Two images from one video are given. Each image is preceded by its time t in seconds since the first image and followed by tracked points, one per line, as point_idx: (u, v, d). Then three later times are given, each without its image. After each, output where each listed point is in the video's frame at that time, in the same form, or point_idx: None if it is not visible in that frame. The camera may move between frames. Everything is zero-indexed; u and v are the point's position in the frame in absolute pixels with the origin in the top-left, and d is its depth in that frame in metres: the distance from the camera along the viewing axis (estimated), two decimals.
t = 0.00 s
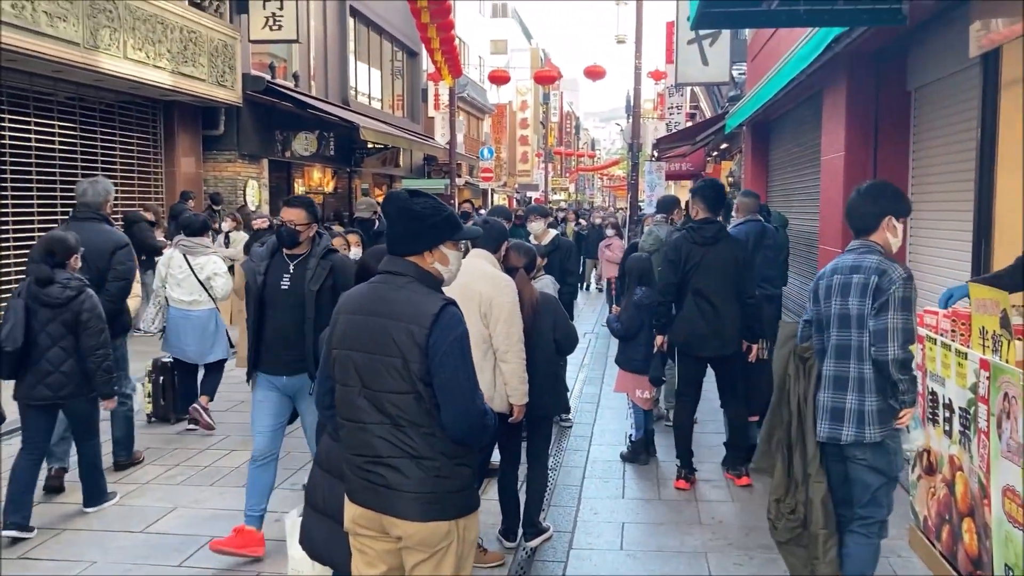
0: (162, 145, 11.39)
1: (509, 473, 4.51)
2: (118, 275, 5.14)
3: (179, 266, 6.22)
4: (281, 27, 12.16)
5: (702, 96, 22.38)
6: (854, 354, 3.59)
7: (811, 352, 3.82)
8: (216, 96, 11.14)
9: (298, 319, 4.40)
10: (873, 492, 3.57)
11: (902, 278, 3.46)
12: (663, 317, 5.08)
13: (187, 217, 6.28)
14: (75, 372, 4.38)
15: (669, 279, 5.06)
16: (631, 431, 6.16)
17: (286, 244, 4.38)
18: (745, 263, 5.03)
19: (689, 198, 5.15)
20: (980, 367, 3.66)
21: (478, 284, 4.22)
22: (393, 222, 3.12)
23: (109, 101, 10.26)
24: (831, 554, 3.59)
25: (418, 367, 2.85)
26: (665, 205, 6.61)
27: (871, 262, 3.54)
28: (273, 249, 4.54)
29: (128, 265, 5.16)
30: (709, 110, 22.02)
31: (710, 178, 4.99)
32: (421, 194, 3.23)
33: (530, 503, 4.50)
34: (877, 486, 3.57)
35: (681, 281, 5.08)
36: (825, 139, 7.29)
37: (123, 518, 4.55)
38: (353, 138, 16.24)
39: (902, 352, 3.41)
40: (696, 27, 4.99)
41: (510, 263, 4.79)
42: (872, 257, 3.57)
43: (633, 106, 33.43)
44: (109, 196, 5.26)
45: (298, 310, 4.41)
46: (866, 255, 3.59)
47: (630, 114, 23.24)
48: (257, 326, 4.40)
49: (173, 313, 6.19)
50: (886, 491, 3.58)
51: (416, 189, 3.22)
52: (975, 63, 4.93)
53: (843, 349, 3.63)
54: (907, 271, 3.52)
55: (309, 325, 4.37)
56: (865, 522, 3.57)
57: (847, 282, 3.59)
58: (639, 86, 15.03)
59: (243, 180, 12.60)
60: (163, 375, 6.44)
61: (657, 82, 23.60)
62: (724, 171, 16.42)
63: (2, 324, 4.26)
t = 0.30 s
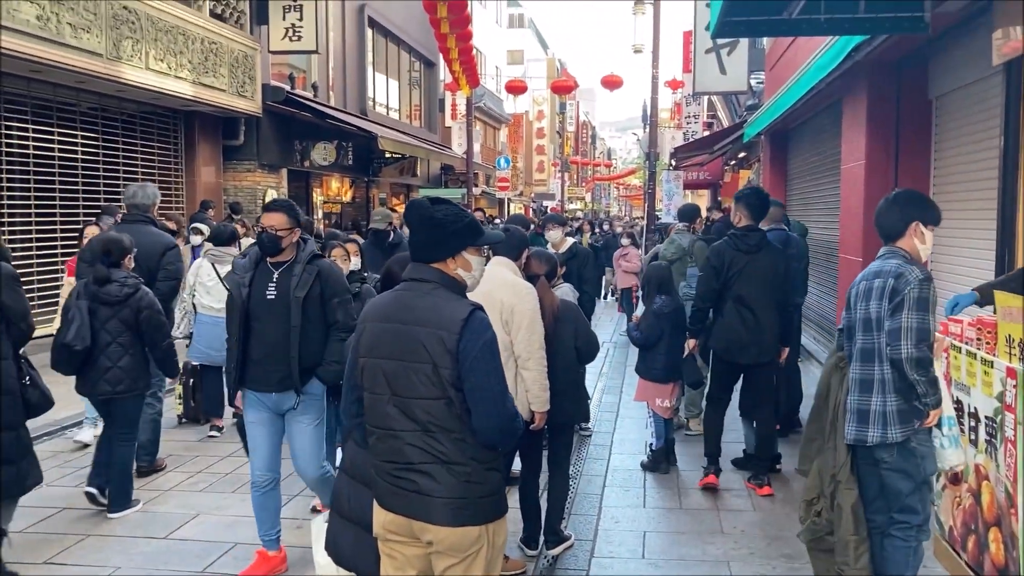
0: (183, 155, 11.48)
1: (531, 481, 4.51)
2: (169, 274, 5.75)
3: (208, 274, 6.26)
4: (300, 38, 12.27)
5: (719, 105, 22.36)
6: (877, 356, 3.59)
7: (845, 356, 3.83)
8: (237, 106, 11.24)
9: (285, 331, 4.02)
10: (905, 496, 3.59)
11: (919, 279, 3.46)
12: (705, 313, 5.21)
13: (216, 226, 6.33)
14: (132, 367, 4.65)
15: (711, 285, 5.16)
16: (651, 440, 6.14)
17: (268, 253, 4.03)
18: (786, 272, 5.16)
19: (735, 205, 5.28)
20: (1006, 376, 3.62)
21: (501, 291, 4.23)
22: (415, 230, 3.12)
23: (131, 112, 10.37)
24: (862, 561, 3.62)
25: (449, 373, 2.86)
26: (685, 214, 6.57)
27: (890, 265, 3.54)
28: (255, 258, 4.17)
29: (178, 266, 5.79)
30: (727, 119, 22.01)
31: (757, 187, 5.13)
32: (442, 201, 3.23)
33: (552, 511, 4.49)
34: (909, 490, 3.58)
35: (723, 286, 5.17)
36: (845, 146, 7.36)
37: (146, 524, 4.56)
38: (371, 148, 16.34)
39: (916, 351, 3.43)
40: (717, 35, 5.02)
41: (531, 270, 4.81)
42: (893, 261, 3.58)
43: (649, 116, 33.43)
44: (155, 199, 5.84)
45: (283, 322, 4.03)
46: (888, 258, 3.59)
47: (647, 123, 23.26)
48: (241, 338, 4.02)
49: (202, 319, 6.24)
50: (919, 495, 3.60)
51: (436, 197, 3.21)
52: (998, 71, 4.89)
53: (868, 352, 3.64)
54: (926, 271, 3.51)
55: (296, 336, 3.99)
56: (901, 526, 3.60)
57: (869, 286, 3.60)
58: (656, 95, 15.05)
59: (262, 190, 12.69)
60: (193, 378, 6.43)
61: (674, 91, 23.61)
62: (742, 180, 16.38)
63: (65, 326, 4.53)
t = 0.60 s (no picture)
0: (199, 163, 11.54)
1: (550, 487, 4.49)
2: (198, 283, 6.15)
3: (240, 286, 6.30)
4: (315, 47, 12.34)
5: (733, 111, 22.35)
6: (902, 365, 3.60)
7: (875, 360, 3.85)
8: (252, 114, 11.29)
9: (280, 345, 3.89)
10: (917, 504, 3.62)
11: (945, 290, 3.42)
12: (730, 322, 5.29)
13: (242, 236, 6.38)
14: (172, 369, 4.87)
15: (735, 291, 5.22)
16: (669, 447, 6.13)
17: (265, 265, 3.91)
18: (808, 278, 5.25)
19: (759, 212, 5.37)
20: None
21: (518, 297, 4.22)
22: (436, 238, 3.11)
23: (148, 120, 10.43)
24: (862, 560, 3.69)
25: (473, 379, 2.86)
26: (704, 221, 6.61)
27: (918, 274, 3.52)
28: (253, 269, 4.08)
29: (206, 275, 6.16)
30: (741, 125, 21.99)
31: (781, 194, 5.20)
32: (463, 207, 3.21)
33: (572, 517, 4.48)
34: (922, 498, 3.61)
35: (746, 293, 5.23)
36: (863, 152, 7.39)
37: (164, 530, 4.57)
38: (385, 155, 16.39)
39: (939, 364, 3.36)
40: (734, 42, 5.06)
41: (549, 277, 4.83)
42: (922, 269, 3.55)
43: (661, 122, 33.45)
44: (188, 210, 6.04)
45: (279, 335, 3.89)
46: (916, 265, 3.58)
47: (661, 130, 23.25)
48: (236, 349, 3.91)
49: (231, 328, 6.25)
50: (933, 505, 3.62)
51: (457, 204, 3.20)
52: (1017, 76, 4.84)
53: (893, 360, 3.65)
54: (954, 282, 3.47)
55: (291, 352, 3.85)
56: (916, 535, 3.61)
57: (896, 293, 3.59)
58: (669, 102, 15.07)
59: (277, 198, 12.75)
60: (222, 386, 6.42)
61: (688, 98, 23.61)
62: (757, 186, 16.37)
63: (111, 328, 4.76)
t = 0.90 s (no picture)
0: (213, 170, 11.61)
1: (566, 492, 4.49)
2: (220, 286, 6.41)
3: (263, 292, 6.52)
4: (327, 54, 12.40)
5: (744, 116, 22.34)
6: (921, 372, 3.58)
7: (888, 364, 3.84)
8: (265, 121, 11.35)
9: (279, 356, 3.67)
10: (938, 510, 3.60)
11: (967, 299, 3.42)
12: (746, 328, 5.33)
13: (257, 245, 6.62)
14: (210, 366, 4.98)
15: (750, 298, 5.23)
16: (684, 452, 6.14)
17: (271, 270, 3.73)
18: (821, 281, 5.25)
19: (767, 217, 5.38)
20: None
21: (534, 301, 4.23)
22: (454, 244, 3.07)
23: (161, 127, 10.49)
24: (872, 562, 3.73)
25: (491, 384, 2.85)
26: (717, 225, 6.68)
27: (939, 281, 3.50)
28: (259, 272, 3.87)
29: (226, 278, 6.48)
30: (753, 130, 21.99)
31: (780, 197, 5.19)
32: (479, 214, 3.18)
33: (588, 522, 4.47)
34: (944, 505, 3.59)
35: (761, 299, 5.24)
36: (876, 156, 7.42)
37: (181, 534, 4.59)
38: (397, 161, 16.47)
39: (965, 376, 3.38)
40: (748, 47, 5.10)
41: (565, 282, 4.85)
42: (944, 275, 3.53)
43: (671, 128, 33.45)
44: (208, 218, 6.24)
45: (278, 346, 3.68)
46: (938, 272, 3.56)
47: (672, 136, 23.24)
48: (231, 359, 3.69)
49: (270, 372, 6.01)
50: (954, 511, 3.60)
51: (471, 209, 3.17)
52: None
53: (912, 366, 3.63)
54: (976, 291, 3.46)
55: (289, 363, 3.63)
56: (936, 542, 3.60)
57: (916, 299, 3.57)
58: (680, 107, 15.09)
59: (289, 205, 12.81)
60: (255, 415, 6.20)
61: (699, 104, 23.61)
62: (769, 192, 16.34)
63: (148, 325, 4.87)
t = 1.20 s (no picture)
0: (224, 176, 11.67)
1: (578, 497, 4.47)
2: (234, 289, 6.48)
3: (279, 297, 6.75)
4: (337, 59, 12.45)
5: (755, 119, 22.24)
6: (937, 374, 3.55)
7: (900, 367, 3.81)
8: (276, 127, 11.40)
9: (267, 382, 3.45)
10: (949, 517, 3.57)
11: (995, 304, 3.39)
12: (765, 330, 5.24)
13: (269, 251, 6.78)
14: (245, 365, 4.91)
15: (769, 301, 5.20)
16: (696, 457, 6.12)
17: (249, 286, 3.50)
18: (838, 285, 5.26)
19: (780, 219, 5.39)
20: None
21: (545, 305, 4.22)
22: (463, 249, 3.06)
23: (173, 133, 10.54)
24: (882, 564, 3.70)
25: (503, 389, 2.82)
26: (728, 229, 6.74)
27: (965, 285, 3.46)
28: (234, 288, 3.63)
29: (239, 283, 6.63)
30: (763, 134, 21.94)
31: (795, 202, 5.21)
32: (486, 218, 3.17)
33: (600, 527, 4.46)
34: (954, 511, 3.57)
35: (780, 302, 5.23)
36: (888, 159, 7.40)
37: (194, 540, 4.61)
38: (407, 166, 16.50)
39: (1000, 384, 3.29)
40: (759, 51, 5.10)
41: (576, 286, 4.85)
42: (969, 279, 3.50)
43: (682, 132, 33.38)
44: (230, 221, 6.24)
45: (266, 369, 3.45)
46: (962, 275, 3.54)
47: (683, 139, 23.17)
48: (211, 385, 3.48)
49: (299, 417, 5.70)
50: (966, 517, 3.57)
51: (480, 213, 3.15)
52: None
53: (927, 368, 3.59)
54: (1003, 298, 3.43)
55: (277, 392, 3.41)
56: (949, 547, 3.57)
57: (939, 302, 3.54)
58: (691, 111, 15.07)
59: (300, 210, 12.86)
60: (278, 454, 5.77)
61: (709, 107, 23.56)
62: (780, 195, 16.28)
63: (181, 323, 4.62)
